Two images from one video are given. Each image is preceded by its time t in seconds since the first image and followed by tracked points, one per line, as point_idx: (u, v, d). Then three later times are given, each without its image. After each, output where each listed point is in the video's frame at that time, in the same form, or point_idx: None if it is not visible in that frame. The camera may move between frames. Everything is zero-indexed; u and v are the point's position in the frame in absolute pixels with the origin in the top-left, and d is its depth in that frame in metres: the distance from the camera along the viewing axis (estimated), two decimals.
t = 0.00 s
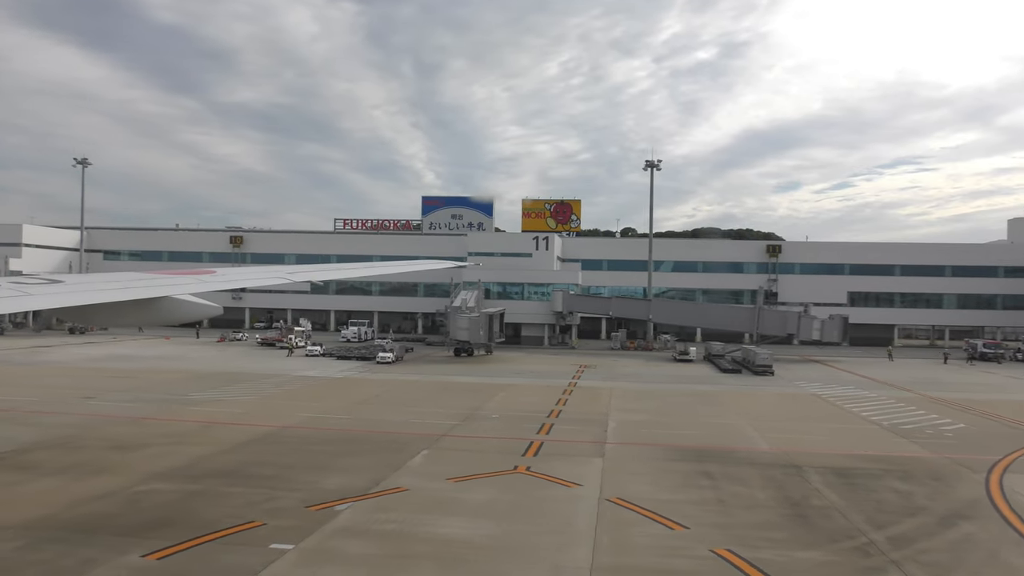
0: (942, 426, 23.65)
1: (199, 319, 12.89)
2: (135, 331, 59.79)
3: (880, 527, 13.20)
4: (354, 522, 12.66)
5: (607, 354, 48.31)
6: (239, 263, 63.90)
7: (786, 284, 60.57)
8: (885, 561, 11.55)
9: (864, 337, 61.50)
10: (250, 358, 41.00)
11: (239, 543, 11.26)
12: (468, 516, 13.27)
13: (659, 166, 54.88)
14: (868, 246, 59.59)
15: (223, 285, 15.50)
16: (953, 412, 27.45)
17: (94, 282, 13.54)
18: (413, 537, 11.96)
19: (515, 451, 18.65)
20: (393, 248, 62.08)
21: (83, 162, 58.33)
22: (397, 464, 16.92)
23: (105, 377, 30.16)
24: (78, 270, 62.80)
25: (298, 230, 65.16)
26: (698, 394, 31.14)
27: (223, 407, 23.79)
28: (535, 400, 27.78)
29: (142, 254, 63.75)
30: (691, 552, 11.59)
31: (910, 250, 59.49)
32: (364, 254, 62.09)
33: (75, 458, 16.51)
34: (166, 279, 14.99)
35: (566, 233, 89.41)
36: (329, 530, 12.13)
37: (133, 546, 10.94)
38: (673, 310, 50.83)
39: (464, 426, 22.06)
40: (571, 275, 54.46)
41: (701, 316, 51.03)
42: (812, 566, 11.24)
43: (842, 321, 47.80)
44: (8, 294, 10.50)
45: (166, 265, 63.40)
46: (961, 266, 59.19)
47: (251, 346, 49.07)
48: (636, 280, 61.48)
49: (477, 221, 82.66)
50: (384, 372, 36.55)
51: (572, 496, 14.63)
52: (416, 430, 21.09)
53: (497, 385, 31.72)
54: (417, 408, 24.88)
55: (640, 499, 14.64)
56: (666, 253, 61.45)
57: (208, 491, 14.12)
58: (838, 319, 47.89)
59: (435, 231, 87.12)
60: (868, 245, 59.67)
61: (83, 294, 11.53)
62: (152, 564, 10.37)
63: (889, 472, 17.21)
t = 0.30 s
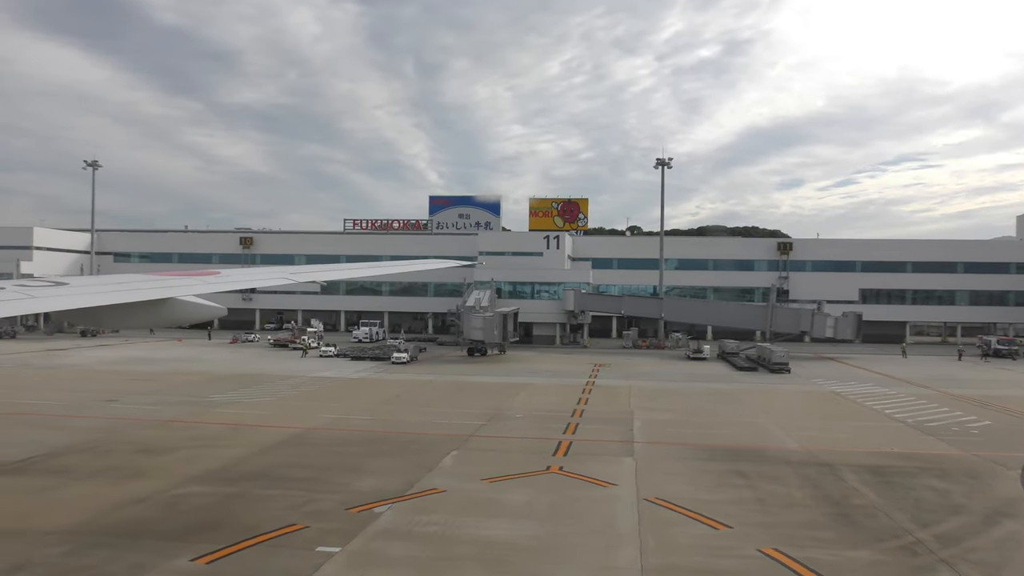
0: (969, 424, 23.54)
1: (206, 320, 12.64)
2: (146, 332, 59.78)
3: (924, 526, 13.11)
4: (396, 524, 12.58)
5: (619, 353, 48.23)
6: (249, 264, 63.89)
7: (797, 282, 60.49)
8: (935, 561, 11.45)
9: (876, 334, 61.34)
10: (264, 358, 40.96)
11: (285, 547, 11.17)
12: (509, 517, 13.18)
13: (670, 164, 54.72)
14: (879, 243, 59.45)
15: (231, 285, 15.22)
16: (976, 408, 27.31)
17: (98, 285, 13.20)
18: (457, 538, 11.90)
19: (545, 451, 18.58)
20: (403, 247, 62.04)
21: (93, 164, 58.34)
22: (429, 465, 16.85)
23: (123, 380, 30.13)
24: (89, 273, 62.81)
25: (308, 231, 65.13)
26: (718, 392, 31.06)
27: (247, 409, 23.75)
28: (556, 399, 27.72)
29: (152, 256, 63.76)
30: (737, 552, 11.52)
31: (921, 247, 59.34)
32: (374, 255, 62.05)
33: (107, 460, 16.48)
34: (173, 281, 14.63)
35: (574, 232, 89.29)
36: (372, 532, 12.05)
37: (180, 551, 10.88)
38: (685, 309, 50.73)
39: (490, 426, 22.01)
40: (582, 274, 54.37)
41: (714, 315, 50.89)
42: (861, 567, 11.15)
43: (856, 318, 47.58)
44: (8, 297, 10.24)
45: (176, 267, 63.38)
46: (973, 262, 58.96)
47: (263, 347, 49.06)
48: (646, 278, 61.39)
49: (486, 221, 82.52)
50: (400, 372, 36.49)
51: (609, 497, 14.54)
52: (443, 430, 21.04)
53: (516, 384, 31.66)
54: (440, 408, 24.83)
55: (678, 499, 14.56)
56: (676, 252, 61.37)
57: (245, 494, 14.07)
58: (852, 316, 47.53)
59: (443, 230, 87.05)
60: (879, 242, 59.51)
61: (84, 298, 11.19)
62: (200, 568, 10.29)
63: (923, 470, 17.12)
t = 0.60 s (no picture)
0: (990, 417, 23.49)
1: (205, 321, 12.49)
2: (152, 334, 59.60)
3: (965, 519, 13.05)
4: (435, 524, 12.51)
5: (628, 350, 48.16)
6: (253, 265, 63.73)
7: (803, 277, 60.47)
8: (981, 554, 11.40)
9: (882, 328, 61.32)
10: (273, 359, 40.85)
11: (327, 548, 11.10)
12: (546, 515, 13.11)
13: (675, 160, 54.59)
14: (885, 236, 59.43)
15: (234, 286, 15.04)
16: (994, 401, 27.27)
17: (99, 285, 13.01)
18: (498, 538, 11.82)
19: (572, 449, 18.49)
20: (408, 246, 61.93)
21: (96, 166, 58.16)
22: (458, 464, 16.75)
23: (136, 382, 30.01)
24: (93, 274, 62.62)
25: (311, 231, 64.98)
26: (732, 388, 31.02)
27: (265, 410, 23.64)
28: (572, 397, 27.64)
29: (156, 257, 63.56)
30: (781, 548, 11.46)
31: (927, 240, 59.33)
32: (379, 254, 61.94)
33: (134, 462, 16.39)
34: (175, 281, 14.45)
35: (576, 229, 89.20)
36: (412, 532, 11.98)
37: (224, 554, 10.81)
38: (693, 305, 50.63)
39: (512, 424, 21.92)
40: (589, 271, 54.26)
41: (722, 310, 50.78)
42: (906, 561, 11.10)
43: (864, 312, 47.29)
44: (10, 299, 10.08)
45: (181, 268, 63.21)
46: (979, 255, 58.91)
47: (270, 347, 48.95)
48: (652, 274, 61.36)
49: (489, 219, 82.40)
50: (411, 371, 36.40)
51: (644, 494, 14.46)
52: (465, 429, 20.95)
53: (530, 382, 31.58)
54: (458, 406, 24.74)
55: (713, 495, 14.49)
56: (682, 247, 61.33)
57: (278, 495, 13.98)
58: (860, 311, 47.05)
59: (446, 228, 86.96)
60: (885, 235, 59.50)
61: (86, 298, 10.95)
62: (245, 570, 10.22)
63: (953, 463, 17.06)
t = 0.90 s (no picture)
0: (1010, 411, 23.44)
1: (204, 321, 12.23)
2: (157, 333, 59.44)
3: (1003, 514, 12.98)
4: (472, 523, 12.43)
5: (636, 347, 48.10)
6: (257, 264, 63.58)
7: (809, 272, 60.45)
8: None
9: (888, 323, 61.31)
10: (282, 358, 40.75)
11: (368, 548, 11.02)
12: (582, 514, 13.02)
13: (681, 155, 54.48)
14: (890, 231, 59.41)
15: (239, 285, 14.77)
16: (1010, 395, 27.21)
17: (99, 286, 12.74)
18: (538, 537, 11.73)
19: (598, 447, 18.39)
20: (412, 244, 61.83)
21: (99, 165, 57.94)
22: (486, 463, 16.65)
23: (149, 382, 29.89)
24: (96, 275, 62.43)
25: (315, 229, 64.85)
26: (746, 384, 30.98)
27: (282, 409, 23.54)
28: (588, 394, 27.57)
29: (159, 257, 63.38)
30: (823, 544, 11.40)
31: (932, 234, 59.30)
32: (383, 252, 61.83)
33: (159, 463, 16.29)
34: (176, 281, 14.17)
35: (579, 225, 89.12)
36: (451, 532, 11.90)
37: (268, 554, 10.74)
38: (700, 301, 50.57)
39: (533, 422, 21.83)
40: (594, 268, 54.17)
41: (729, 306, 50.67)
42: (951, 556, 11.03)
43: (872, 306, 47.46)
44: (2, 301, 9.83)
45: (184, 268, 63.03)
46: (984, 248, 58.85)
47: (277, 346, 48.84)
48: (657, 270, 61.29)
49: (491, 216, 82.30)
50: (422, 369, 36.32)
51: (676, 491, 14.37)
52: (486, 427, 20.84)
53: (543, 379, 31.50)
54: (475, 405, 24.64)
55: (746, 491, 14.40)
56: (687, 243, 61.27)
57: (310, 496, 13.89)
58: (868, 305, 47.38)
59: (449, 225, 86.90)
60: (890, 229, 59.48)
61: (83, 301, 10.57)
62: (289, 571, 10.14)
63: (983, 458, 16.98)
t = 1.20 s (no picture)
0: None
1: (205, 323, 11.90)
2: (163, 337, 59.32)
3: None
4: (510, 525, 12.35)
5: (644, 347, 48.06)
6: (262, 266, 63.45)
7: (815, 271, 60.41)
8: None
9: (894, 322, 61.28)
10: (292, 360, 40.71)
11: (410, 551, 10.93)
12: (618, 514, 12.95)
13: (686, 155, 54.46)
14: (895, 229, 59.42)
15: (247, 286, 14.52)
16: None
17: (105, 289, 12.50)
18: (579, 538, 11.65)
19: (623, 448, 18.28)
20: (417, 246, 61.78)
21: (104, 169, 57.82)
22: (513, 464, 16.58)
23: (162, 385, 29.81)
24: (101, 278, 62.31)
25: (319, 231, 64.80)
26: (759, 383, 30.94)
27: (300, 412, 23.45)
28: (604, 394, 27.52)
29: (164, 260, 63.26)
30: (865, 543, 11.34)
31: (937, 233, 59.30)
32: (388, 254, 61.78)
33: (186, 467, 16.19)
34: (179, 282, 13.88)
35: (582, 226, 89.08)
36: (490, 534, 11.82)
37: (309, 559, 10.66)
38: (708, 300, 50.52)
39: (554, 423, 21.76)
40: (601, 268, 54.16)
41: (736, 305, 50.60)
42: (996, 555, 10.95)
43: (880, 305, 46.54)
44: None
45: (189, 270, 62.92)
46: (990, 246, 58.81)
47: (284, 348, 48.76)
48: (663, 270, 61.23)
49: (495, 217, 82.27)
50: (434, 371, 36.25)
51: (709, 491, 14.32)
52: (508, 429, 20.75)
53: (557, 380, 31.43)
54: (493, 405, 24.57)
55: (779, 491, 14.34)
56: (692, 243, 61.22)
57: (342, 499, 13.80)
58: (876, 304, 46.41)
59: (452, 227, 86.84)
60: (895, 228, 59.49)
61: (83, 304, 10.30)
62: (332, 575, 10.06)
63: (1012, 456, 16.92)
